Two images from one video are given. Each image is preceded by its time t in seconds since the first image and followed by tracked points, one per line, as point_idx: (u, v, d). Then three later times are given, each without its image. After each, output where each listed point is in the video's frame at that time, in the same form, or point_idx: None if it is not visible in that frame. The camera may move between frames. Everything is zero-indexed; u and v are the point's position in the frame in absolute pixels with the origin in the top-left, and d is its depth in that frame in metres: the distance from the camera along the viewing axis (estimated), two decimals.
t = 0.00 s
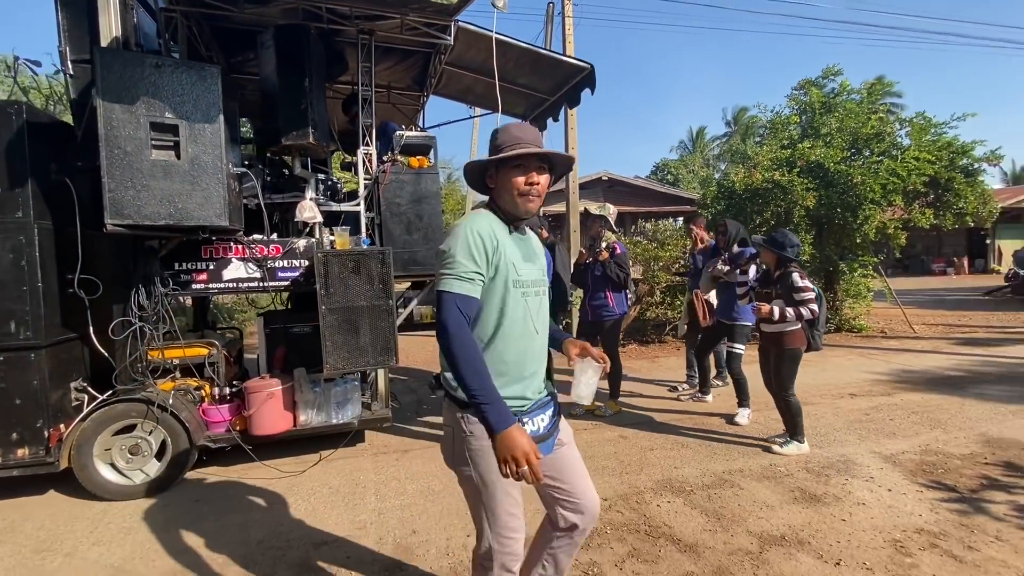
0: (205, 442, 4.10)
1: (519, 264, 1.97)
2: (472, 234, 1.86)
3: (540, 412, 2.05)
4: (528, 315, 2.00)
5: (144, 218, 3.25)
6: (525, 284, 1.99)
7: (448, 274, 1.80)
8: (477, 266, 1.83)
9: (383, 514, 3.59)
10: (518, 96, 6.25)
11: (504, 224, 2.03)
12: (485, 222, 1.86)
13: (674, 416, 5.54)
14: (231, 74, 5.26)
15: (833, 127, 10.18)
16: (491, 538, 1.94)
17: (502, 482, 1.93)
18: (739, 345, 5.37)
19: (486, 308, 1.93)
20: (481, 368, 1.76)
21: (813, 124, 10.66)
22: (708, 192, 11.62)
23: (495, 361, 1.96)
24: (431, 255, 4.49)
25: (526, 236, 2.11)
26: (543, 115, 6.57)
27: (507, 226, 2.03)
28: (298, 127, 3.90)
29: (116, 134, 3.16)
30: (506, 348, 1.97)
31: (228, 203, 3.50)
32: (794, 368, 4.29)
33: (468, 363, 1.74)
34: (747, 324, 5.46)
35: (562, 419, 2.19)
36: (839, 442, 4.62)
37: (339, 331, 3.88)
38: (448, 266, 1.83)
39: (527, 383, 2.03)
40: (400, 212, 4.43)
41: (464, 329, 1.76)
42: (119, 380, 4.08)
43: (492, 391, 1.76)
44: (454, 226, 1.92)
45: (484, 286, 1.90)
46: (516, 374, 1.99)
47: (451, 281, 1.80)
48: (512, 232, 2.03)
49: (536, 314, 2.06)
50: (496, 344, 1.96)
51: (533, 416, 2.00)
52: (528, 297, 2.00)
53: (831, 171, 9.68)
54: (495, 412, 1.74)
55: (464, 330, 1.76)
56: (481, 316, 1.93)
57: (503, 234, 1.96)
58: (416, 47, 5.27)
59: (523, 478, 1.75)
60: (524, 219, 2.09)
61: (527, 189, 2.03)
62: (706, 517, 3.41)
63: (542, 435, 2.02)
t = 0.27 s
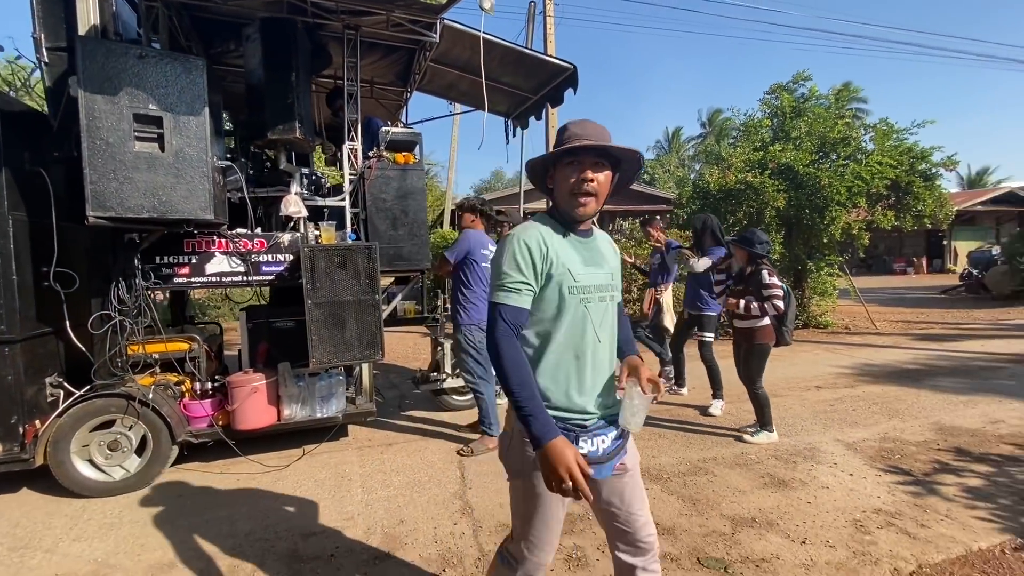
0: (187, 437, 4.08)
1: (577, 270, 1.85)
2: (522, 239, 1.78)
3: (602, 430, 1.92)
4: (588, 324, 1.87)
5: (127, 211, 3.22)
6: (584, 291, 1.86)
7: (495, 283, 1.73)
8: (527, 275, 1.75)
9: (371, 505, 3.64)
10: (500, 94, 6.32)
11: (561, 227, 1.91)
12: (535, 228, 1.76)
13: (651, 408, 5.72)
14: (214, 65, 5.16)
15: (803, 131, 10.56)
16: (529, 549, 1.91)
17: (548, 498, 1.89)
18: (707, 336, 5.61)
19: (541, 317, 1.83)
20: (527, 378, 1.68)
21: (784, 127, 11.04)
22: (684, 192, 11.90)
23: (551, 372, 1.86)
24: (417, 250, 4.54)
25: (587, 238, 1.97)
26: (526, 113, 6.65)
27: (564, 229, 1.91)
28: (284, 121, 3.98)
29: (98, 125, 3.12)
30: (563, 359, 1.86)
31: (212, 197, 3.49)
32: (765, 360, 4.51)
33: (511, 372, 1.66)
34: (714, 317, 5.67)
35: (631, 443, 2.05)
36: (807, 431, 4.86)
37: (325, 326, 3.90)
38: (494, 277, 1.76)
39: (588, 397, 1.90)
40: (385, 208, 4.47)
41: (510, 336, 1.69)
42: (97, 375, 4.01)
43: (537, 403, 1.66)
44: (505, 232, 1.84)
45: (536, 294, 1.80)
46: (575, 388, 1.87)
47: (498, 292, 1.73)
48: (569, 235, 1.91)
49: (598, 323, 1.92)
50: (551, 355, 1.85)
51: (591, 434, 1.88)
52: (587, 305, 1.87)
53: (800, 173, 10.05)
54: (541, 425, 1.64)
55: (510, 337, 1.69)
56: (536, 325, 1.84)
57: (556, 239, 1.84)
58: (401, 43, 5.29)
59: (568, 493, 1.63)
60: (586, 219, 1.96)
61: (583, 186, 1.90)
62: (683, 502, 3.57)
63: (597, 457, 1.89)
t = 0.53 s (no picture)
0: (170, 436, 4.02)
1: (648, 265, 1.82)
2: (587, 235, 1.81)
3: (688, 434, 1.86)
4: (662, 320, 1.82)
5: (111, 206, 3.16)
6: (657, 285, 1.82)
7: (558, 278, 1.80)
8: (589, 269, 1.77)
9: (361, 501, 3.66)
10: (486, 94, 6.35)
11: (634, 221, 1.90)
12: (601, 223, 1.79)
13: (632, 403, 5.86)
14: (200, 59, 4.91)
15: (776, 134, 10.89)
16: (656, 570, 1.73)
17: (654, 507, 1.77)
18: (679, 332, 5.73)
19: (610, 312, 1.83)
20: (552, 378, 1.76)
21: (758, 130, 11.36)
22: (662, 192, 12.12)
23: (622, 368, 1.84)
24: (404, 248, 4.56)
25: (664, 231, 1.93)
26: (510, 112, 6.70)
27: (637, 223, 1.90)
28: (273, 117, 4.01)
29: (81, 117, 3.06)
30: (634, 356, 1.83)
31: (198, 191, 3.44)
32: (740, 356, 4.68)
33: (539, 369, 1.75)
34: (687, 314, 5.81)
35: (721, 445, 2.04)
36: (781, 423, 5.07)
37: (313, 323, 3.89)
38: (557, 272, 1.82)
39: (666, 395, 1.84)
40: (373, 205, 4.47)
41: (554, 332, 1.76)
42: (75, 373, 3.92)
43: (541, 406, 1.75)
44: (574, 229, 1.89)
45: (602, 290, 1.82)
46: (649, 385, 1.83)
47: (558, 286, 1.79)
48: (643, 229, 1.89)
49: (675, 318, 1.86)
50: (620, 352, 1.84)
51: (681, 436, 1.84)
52: (661, 299, 1.82)
53: (774, 175, 10.37)
54: (536, 427, 1.74)
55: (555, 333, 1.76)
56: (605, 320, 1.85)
57: (626, 234, 1.84)
58: (388, 40, 5.28)
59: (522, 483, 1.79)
60: (665, 210, 1.95)
61: (662, 178, 1.89)
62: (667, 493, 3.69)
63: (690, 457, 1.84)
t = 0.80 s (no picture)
0: (150, 437, 3.93)
1: (721, 286, 1.69)
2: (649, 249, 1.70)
3: (764, 474, 1.71)
4: (735, 344, 1.69)
5: (92, 201, 3.14)
6: (730, 309, 1.69)
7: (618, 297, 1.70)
8: (651, 286, 1.67)
9: (349, 500, 3.66)
10: (471, 94, 6.38)
11: (704, 234, 1.77)
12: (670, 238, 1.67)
13: (616, 399, 5.96)
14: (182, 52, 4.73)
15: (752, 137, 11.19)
16: None
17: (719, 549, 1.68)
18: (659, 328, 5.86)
19: (676, 336, 1.72)
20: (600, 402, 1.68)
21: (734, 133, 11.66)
22: (642, 192, 12.31)
23: (687, 399, 1.73)
24: (391, 246, 4.55)
25: (741, 247, 1.78)
26: (495, 112, 6.73)
27: (706, 236, 1.77)
28: (259, 113, 3.98)
29: (61, 110, 3.04)
30: (702, 385, 1.71)
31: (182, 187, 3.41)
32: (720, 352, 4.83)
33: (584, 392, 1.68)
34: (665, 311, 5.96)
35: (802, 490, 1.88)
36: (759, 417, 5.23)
37: (300, 321, 3.86)
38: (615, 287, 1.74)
39: (736, 428, 1.71)
40: (359, 203, 4.45)
41: (604, 353, 1.68)
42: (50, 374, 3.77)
43: (584, 432, 1.67)
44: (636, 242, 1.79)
45: (667, 311, 1.71)
46: (717, 417, 1.70)
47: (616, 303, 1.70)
48: (715, 244, 1.76)
49: (749, 346, 1.72)
50: (686, 380, 1.72)
51: (758, 477, 1.69)
52: (734, 324, 1.69)
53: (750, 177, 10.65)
54: (576, 455, 1.67)
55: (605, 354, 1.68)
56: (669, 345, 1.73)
57: (696, 249, 1.72)
58: (373, 37, 5.25)
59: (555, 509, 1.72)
60: (747, 217, 1.79)
61: (743, 182, 1.73)
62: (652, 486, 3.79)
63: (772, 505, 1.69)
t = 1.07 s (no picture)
0: (125, 444, 3.85)
1: (786, 303, 1.53)
2: (706, 257, 1.51)
3: (819, 513, 1.57)
4: (794, 368, 1.53)
5: (64, 202, 3.08)
6: (796, 329, 1.53)
7: (670, 311, 1.50)
8: (708, 297, 1.49)
9: (331, 503, 3.64)
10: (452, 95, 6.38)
11: (768, 239, 1.60)
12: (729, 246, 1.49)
13: (596, 398, 6.05)
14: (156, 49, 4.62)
15: (727, 140, 11.46)
16: None
17: None
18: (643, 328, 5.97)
19: (736, 359, 1.54)
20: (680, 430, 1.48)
21: (710, 136, 11.92)
22: (620, 194, 12.48)
23: (749, 428, 1.57)
24: (372, 247, 4.55)
25: (810, 255, 1.62)
26: (475, 113, 6.75)
27: (770, 243, 1.59)
28: (238, 114, 3.93)
29: (32, 109, 2.98)
30: (764, 415, 1.55)
31: (158, 188, 3.36)
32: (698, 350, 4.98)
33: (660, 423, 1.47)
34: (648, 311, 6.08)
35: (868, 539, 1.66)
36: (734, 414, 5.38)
37: (279, 323, 3.84)
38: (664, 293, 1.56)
39: (790, 460, 1.56)
40: (340, 204, 4.43)
41: (672, 377, 1.50)
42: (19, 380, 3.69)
43: (670, 465, 1.44)
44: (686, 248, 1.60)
45: (727, 330, 1.53)
46: (780, 450, 1.55)
47: (664, 312, 1.52)
48: (779, 254, 1.58)
49: (816, 370, 1.57)
50: (746, 407, 1.56)
51: (811, 520, 1.55)
52: (799, 346, 1.54)
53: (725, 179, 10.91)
54: (672, 498, 1.40)
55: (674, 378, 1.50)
56: (727, 368, 1.56)
57: (758, 260, 1.55)
58: (353, 38, 5.22)
59: None
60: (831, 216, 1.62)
61: (832, 179, 1.55)
62: (631, 483, 3.88)
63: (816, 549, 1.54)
